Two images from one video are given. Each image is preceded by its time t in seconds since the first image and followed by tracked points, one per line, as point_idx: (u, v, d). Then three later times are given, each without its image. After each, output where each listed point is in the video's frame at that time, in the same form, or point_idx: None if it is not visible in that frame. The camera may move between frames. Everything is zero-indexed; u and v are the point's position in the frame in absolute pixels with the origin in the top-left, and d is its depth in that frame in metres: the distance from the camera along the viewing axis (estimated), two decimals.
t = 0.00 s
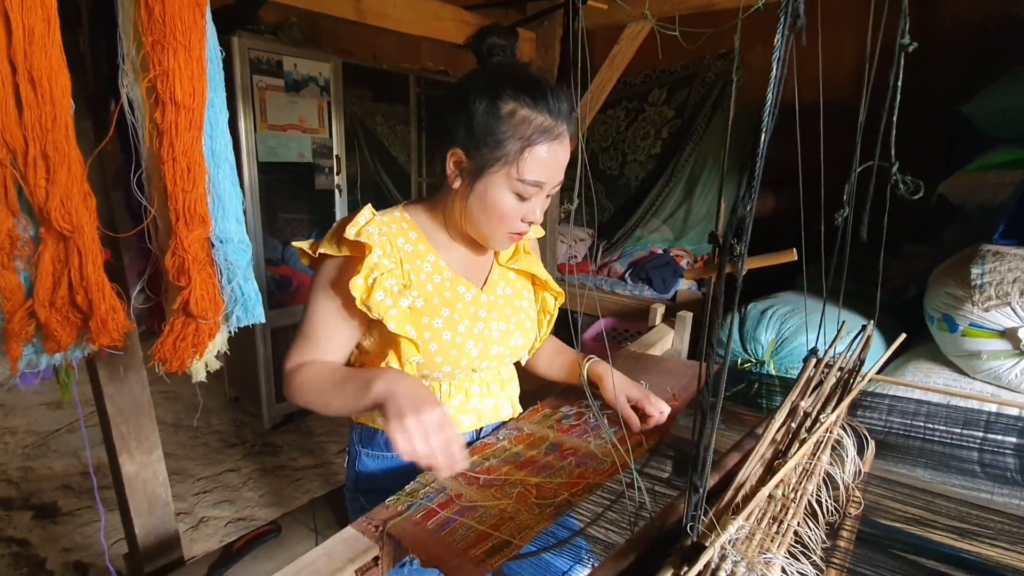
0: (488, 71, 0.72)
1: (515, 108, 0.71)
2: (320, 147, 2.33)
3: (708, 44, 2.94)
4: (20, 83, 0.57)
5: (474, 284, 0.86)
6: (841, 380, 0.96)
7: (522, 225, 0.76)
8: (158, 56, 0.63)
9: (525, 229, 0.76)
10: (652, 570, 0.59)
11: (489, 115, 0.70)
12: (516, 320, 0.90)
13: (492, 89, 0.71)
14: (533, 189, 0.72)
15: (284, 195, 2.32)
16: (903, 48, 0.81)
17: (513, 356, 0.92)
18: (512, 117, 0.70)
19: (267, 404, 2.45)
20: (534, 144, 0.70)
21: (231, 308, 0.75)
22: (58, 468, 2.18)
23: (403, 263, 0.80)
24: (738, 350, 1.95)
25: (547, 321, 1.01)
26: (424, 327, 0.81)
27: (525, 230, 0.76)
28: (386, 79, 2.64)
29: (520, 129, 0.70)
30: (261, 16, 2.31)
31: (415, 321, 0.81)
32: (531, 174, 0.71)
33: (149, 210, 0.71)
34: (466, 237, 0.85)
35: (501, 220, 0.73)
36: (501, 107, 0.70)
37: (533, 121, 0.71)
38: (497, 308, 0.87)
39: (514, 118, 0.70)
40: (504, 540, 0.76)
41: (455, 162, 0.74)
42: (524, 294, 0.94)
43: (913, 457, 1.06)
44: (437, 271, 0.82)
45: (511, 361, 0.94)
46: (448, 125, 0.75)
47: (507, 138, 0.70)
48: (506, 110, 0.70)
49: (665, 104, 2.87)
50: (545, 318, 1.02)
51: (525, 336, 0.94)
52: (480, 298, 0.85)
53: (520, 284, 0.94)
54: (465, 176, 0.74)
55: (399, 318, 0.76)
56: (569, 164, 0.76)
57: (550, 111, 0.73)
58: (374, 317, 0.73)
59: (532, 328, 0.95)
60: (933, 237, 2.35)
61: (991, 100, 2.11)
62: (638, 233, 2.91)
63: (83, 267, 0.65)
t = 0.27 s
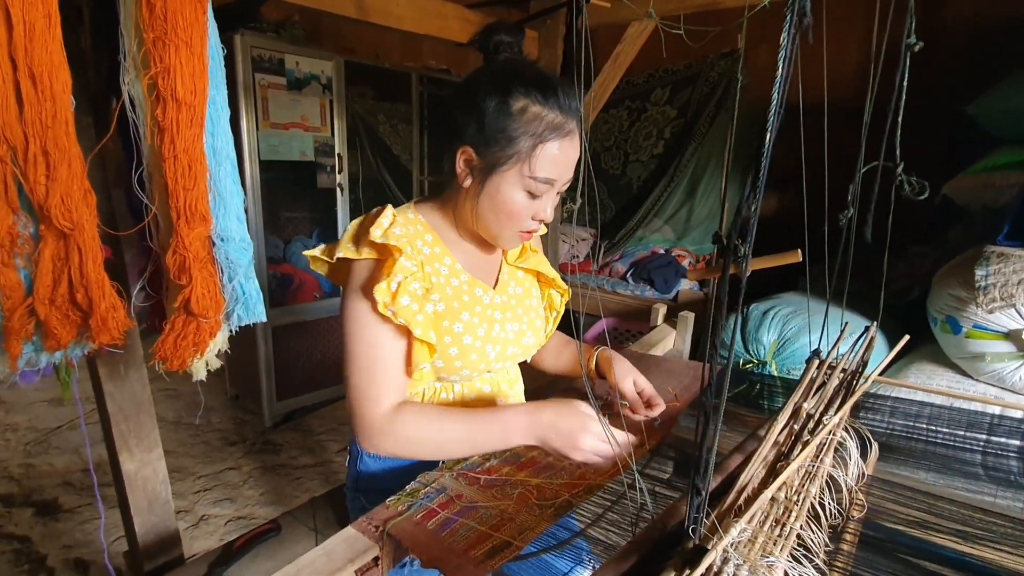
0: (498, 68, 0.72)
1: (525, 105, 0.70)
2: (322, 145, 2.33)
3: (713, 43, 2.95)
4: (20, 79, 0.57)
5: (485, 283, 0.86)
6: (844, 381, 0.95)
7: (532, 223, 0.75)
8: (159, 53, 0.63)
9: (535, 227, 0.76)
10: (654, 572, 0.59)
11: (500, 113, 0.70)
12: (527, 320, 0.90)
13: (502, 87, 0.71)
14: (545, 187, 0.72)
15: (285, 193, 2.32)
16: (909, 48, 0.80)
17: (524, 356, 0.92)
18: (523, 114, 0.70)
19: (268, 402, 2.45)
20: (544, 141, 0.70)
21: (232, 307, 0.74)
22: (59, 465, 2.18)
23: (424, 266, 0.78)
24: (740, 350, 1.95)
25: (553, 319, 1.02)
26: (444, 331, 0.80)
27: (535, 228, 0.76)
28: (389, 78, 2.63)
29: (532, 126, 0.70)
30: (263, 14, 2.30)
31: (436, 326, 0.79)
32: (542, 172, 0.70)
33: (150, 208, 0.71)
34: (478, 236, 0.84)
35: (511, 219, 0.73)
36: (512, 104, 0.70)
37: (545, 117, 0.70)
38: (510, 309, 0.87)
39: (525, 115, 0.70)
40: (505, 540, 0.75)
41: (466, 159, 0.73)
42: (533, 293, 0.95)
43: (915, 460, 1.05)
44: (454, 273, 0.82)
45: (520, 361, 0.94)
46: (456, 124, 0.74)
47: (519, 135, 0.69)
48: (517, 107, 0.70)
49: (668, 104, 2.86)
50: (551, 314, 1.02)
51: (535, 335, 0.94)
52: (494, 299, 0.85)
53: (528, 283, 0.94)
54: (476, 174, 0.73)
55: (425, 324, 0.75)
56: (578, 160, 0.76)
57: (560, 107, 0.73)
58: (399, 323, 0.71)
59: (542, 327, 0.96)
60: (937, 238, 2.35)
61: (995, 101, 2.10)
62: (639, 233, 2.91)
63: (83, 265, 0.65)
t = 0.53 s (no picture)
0: (517, 67, 0.70)
1: (548, 107, 0.70)
2: (324, 143, 2.32)
3: (716, 41, 2.94)
4: (22, 74, 0.57)
5: (500, 282, 0.87)
6: (845, 380, 0.95)
7: (550, 224, 0.76)
8: (162, 49, 0.63)
9: (552, 228, 0.77)
10: (655, 569, 0.59)
11: (524, 115, 0.68)
12: (539, 321, 0.91)
13: (525, 89, 0.69)
14: (566, 190, 0.72)
15: (287, 191, 2.32)
16: (913, 46, 0.79)
17: (534, 355, 0.93)
18: (547, 116, 0.69)
19: (269, 400, 2.45)
20: (566, 143, 0.70)
21: (233, 303, 0.75)
22: (61, 461, 2.18)
23: (448, 265, 0.78)
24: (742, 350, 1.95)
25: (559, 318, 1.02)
26: (466, 331, 0.79)
27: (552, 228, 0.77)
28: (390, 76, 2.63)
29: (554, 129, 0.70)
30: (265, 11, 2.30)
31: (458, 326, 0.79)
32: (564, 174, 0.71)
33: (151, 204, 0.71)
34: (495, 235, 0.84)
35: (530, 221, 0.74)
36: (536, 105, 0.69)
37: (566, 119, 0.70)
38: (523, 309, 0.87)
39: (548, 118, 0.69)
40: (506, 538, 0.76)
41: (486, 160, 0.73)
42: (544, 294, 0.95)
43: (917, 459, 1.05)
44: (473, 273, 0.81)
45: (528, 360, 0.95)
46: (477, 122, 0.73)
47: (542, 137, 0.69)
48: (542, 110, 0.69)
49: (671, 102, 2.86)
50: (557, 314, 1.03)
51: (546, 335, 0.94)
52: (510, 299, 0.85)
53: (539, 283, 0.95)
54: (496, 176, 0.73)
55: (451, 324, 0.75)
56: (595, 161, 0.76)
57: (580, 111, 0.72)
58: (427, 323, 0.71)
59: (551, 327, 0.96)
60: (939, 238, 2.34)
61: (998, 100, 2.10)
62: (641, 232, 2.93)
63: (84, 261, 0.65)
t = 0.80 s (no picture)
0: (517, 68, 0.70)
1: (548, 107, 0.69)
2: (324, 142, 2.32)
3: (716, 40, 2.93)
4: (17, 73, 0.57)
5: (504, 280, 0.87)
6: (844, 380, 0.95)
7: (550, 225, 0.76)
8: (158, 47, 0.63)
9: (552, 228, 0.76)
10: (652, 568, 0.59)
11: (524, 115, 0.68)
12: (541, 320, 0.91)
13: (524, 89, 0.69)
14: (566, 190, 0.71)
15: (286, 190, 2.32)
16: (913, 45, 0.79)
17: (537, 354, 0.93)
18: (547, 117, 0.69)
19: (269, 398, 2.45)
20: (566, 143, 0.70)
21: (230, 301, 0.75)
22: (61, 459, 2.18)
23: (457, 264, 0.77)
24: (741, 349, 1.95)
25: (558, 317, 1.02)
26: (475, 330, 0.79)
27: (552, 228, 0.76)
28: (390, 75, 2.62)
29: (555, 129, 0.69)
30: (265, 10, 2.29)
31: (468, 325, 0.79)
32: (563, 174, 0.70)
33: (148, 203, 0.71)
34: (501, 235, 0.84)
35: (529, 222, 0.74)
36: (535, 106, 0.69)
37: (567, 120, 0.70)
38: (525, 309, 0.88)
39: (548, 118, 0.69)
40: (503, 537, 0.76)
41: (487, 160, 0.73)
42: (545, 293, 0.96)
43: (916, 459, 1.05)
44: (480, 272, 0.81)
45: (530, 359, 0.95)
46: (477, 122, 0.73)
47: (543, 137, 0.69)
48: (541, 110, 0.69)
49: (671, 101, 2.85)
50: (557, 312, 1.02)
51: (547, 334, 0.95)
52: (514, 299, 0.85)
53: (540, 282, 0.95)
54: (496, 176, 0.73)
55: (464, 323, 0.75)
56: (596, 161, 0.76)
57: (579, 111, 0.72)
58: (440, 322, 0.71)
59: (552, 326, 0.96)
60: (939, 237, 2.34)
61: (999, 100, 2.09)
62: (641, 231, 2.93)
63: (80, 260, 0.65)
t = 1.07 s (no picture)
0: (512, 67, 0.70)
1: (541, 105, 0.69)
2: (322, 141, 2.32)
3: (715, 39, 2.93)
4: (11, 72, 0.57)
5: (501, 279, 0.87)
6: (842, 379, 0.95)
7: (544, 222, 0.75)
8: (153, 46, 0.62)
9: (547, 226, 0.76)
10: (649, 568, 0.59)
11: (517, 113, 0.68)
12: (537, 318, 0.91)
13: (517, 87, 0.69)
14: (559, 187, 0.71)
15: (285, 189, 2.32)
16: (911, 44, 0.79)
17: (533, 353, 0.93)
18: (540, 114, 0.69)
19: (268, 398, 2.45)
20: (559, 140, 0.70)
21: (225, 301, 0.75)
22: (60, 458, 2.18)
23: (455, 261, 0.77)
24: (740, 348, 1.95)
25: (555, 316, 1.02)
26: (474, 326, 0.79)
27: (546, 226, 0.76)
28: (389, 74, 2.62)
29: (548, 126, 0.69)
30: (264, 9, 2.29)
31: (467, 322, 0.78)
32: (556, 171, 0.70)
33: (143, 202, 0.71)
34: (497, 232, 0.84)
35: (523, 219, 0.74)
36: (528, 104, 0.68)
37: (559, 117, 0.70)
38: (521, 308, 0.88)
39: (541, 116, 0.69)
40: (500, 537, 0.76)
41: (481, 159, 0.72)
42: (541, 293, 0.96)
43: (914, 459, 1.05)
44: (477, 270, 0.81)
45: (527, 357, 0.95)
46: (472, 120, 0.73)
47: (536, 134, 0.69)
48: (534, 108, 0.69)
49: (670, 100, 2.85)
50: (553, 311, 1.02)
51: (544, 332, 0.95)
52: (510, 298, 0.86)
53: (536, 282, 0.95)
54: (490, 174, 0.73)
55: (463, 319, 0.75)
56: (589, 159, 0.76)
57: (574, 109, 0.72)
58: (438, 320, 0.71)
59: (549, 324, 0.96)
60: (938, 237, 2.34)
61: (998, 99, 2.09)
62: (640, 230, 2.93)
63: (75, 259, 0.65)
